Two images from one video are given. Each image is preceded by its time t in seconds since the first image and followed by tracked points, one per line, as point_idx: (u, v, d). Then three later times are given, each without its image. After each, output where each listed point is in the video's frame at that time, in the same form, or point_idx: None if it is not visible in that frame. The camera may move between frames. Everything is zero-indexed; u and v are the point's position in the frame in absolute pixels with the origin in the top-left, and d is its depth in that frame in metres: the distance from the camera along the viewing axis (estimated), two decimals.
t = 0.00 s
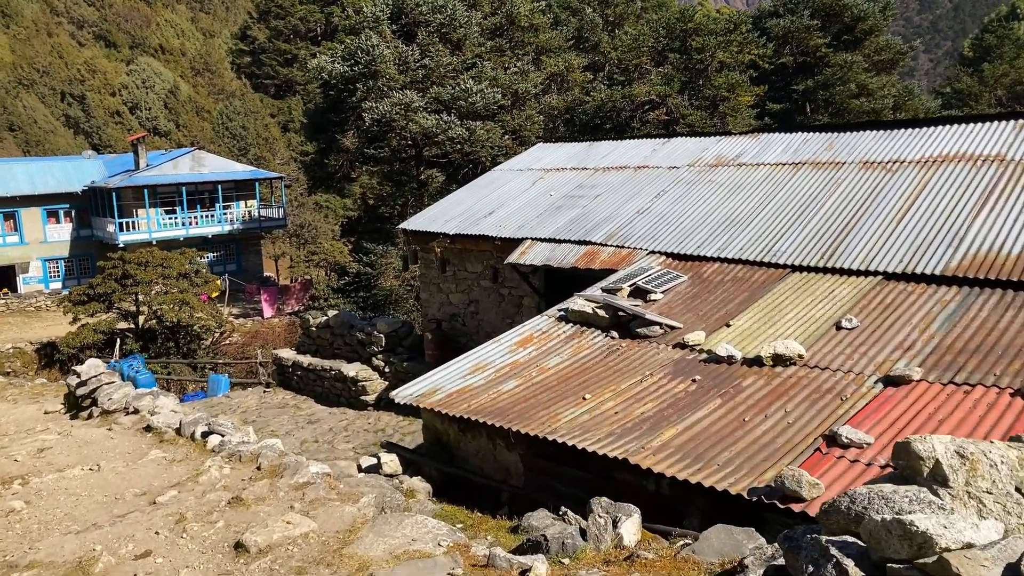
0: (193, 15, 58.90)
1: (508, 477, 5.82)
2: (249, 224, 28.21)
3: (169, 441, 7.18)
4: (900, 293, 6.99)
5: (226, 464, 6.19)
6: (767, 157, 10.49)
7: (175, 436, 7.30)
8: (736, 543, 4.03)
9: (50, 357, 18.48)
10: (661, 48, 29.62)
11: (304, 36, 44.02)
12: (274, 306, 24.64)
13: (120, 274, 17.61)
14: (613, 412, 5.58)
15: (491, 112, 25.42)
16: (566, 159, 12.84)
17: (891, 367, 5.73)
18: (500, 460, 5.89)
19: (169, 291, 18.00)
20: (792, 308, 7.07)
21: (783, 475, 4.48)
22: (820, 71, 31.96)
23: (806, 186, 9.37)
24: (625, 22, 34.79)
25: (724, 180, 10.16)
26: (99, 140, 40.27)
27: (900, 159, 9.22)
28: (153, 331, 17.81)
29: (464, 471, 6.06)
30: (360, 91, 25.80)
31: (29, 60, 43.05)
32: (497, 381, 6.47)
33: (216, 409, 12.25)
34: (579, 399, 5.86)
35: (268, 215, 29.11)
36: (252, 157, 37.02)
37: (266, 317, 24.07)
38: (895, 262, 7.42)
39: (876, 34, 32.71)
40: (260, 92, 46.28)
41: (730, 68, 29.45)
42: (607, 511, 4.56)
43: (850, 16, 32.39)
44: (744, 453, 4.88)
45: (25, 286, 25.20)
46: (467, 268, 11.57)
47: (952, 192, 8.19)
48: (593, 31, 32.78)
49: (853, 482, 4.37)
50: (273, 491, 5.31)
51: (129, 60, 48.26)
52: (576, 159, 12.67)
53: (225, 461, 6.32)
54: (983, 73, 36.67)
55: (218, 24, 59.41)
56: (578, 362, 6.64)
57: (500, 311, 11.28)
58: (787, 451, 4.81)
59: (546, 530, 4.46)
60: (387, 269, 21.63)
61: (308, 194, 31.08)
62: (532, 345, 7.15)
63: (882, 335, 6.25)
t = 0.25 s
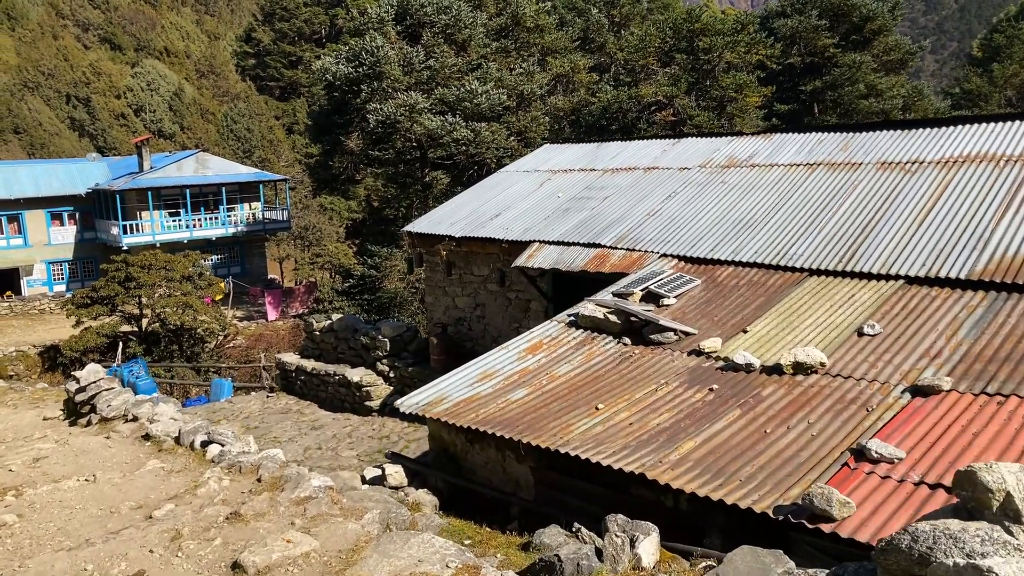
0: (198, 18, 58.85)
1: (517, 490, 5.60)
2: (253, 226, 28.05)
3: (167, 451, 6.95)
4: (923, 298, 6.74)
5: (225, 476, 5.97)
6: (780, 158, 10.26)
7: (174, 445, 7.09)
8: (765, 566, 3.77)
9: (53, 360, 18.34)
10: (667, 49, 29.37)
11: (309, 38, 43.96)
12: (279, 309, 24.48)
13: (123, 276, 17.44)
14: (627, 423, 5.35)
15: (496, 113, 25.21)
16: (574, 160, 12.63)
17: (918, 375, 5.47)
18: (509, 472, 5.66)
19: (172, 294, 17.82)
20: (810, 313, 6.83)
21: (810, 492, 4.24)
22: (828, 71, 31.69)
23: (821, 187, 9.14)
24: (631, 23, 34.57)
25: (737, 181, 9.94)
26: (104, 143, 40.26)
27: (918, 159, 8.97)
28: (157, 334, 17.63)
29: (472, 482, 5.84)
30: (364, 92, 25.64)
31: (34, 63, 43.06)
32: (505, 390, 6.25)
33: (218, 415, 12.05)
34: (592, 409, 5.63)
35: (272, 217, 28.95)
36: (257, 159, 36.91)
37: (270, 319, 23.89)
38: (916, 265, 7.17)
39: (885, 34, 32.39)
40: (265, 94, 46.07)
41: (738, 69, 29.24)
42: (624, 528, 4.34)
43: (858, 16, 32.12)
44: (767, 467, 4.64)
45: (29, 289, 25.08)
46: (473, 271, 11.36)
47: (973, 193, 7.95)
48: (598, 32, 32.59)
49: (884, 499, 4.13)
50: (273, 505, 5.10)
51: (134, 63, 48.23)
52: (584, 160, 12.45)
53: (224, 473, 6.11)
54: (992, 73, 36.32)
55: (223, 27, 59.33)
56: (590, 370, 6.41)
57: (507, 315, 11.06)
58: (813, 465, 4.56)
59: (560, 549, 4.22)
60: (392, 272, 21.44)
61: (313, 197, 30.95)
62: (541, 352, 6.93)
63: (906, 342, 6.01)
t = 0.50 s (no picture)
0: (204, 17, 58.80)
1: (532, 500, 5.40)
2: (258, 225, 27.89)
3: (169, 456, 6.75)
4: (950, 301, 6.52)
5: (229, 483, 5.77)
6: (797, 158, 10.04)
7: (177, 450, 6.88)
8: None
9: (56, 359, 18.19)
10: (676, 48, 29.10)
11: (315, 37, 43.81)
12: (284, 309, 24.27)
13: (127, 276, 17.29)
14: (648, 432, 5.14)
15: (504, 113, 24.99)
16: (585, 159, 12.44)
17: (952, 384, 5.24)
18: (523, 481, 5.46)
19: (176, 294, 17.65)
20: (833, 318, 6.61)
21: (845, 509, 4.01)
22: (839, 71, 31.41)
23: (840, 188, 8.94)
24: (639, 22, 34.31)
25: (753, 182, 9.75)
26: (110, 142, 40.17)
27: (941, 158, 8.74)
28: (161, 334, 17.46)
29: (484, 492, 5.64)
30: (370, 90, 25.45)
31: (40, 61, 43.01)
32: (519, 395, 6.06)
33: (223, 417, 11.84)
34: (609, 416, 5.44)
35: (278, 216, 28.79)
36: (262, 158, 36.76)
37: (275, 319, 23.70)
38: (941, 268, 6.96)
39: (896, 33, 32.09)
40: (271, 93, 45.91)
41: (747, 68, 29.02)
42: (647, 544, 4.13)
43: (869, 15, 31.83)
44: (797, 480, 4.41)
45: (34, 287, 24.98)
46: (482, 272, 11.17)
47: (998, 194, 7.72)
48: (606, 31, 32.39)
49: (925, 517, 3.91)
50: (279, 516, 4.90)
51: (139, 62, 48.17)
52: (595, 159, 12.26)
53: (228, 480, 5.90)
54: (1004, 73, 35.97)
55: (229, 26, 59.24)
56: (606, 375, 6.21)
57: (516, 317, 10.84)
58: (846, 478, 4.34)
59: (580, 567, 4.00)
60: (398, 272, 21.26)
61: (318, 196, 30.77)
62: (555, 356, 6.73)
63: (936, 348, 5.77)
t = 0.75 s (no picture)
0: (210, 19, 58.81)
1: (548, 516, 5.22)
2: (264, 228, 27.78)
3: (174, 466, 6.59)
4: (977, 308, 6.33)
5: (235, 497, 5.62)
6: (813, 160, 9.85)
7: (181, 460, 6.70)
8: None
9: (62, 362, 18.08)
10: (683, 49, 28.88)
11: (320, 39, 43.75)
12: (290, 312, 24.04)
13: (132, 279, 17.17)
14: (669, 447, 4.97)
15: (510, 115, 24.83)
16: (596, 162, 12.28)
17: (986, 397, 5.03)
18: (539, 496, 5.28)
19: (182, 297, 17.48)
20: (857, 326, 6.41)
21: (881, 531, 3.82)
22: (848, 72, 31.19)
23: (859, 191, 8.75)
24: (645, 23, 34.12)
25: (768, 185, 9.56)
26: (116, 144, 40.16)
27: (963, 160, 8.54)
28: (166, 338, 17.29)
29: (499, 507, 5.46)
30: (376, 93, 25.32)
31: (47, 64, 43.03)
32: (534, 406, 5.89)
33: (228, 423, 11.67)
34: (629, 429, 5.26)
35: (283, 219, 28.68)
36: (268, 160, 36.69)
37: (281, 322, 23.51)
38: (967, 273, 6.77)
39: (905, 34, 31.84)
40: (276, 96, 45.84)
41: (755, 70, 28.81)
42: (673, 567, 3.95)
43: (878, 16, 31.59)
44: (827, 498, 4.23)
45: (40, 290, 24.91)
46: (491, 276, 11.00)
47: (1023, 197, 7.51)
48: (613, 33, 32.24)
49: (968, 540, 3.72)
50: (287, 534, 4.75)
51: (145, 64, 48.19)
52: (606, 162, 12.10)
53: (234, 494, 5.73)
54: (1014, 74, 35.69)
55: (234, 28, 59.21)
56: (622, 385, 6.02)
57: (526, 322, 10.65)
58: (880, 497, 4.15)
59: None
60: (404, 275, 21.15)
61: (324, 199, 30.66)
62: (570, 364, 6.55)
63: (966, 358, 5.57)
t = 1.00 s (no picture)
0: (213, 17, 58.59)
1: (563, 523, 4.99)
2: (267, 226, 27.57)
3: (173, 469, 6.36)
4: (1008, 307, 6.09)
5: (235, 503, 5.39)
6: (830, 155, 9.59)
7: (180, 463, 6.46)
8: None
9: (63, 361, 17.91)
10: (690, 45, 28.58)
11: (323, 37, 43.54)
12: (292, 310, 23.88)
13: (134, 277, 16.96)
14: (691, 451, 4.76)
15: (515, 112, 24.57)
16: (605, 158, 12.06)
17: None
18: (553, 503, 5.06)
19: (184, 295, 17.28)
20: (882, 325, 6.17)
21: (927, 544, 3.59)
22: (856, 69, 30.90)
23: (878, 186, 8.50)
24: (651, 20, 33.82)
25: (784, 180, 9.31)
26: (118, 142, 40.03)
27: (985, 154, 8.28)
28: (168, 336, 17.09)
29: (511, 514, 5.25)
30: (380, 89, 25.07)
31: (49, 61, 42.88)
32: (547, 409, 5.65)
33: (230, 423, 11.45)
34: (649, 433, 5.04)
35: (286, 216, 28.46)
36: (271, 158, 36.50)
37: (284, 321, 23.33)
38: (996, 271, 6.52)
39: (914, 30, 31.53)
40: (279, 94, 45.62)
41: (762, 66, 28.51)
42: None
43: (886, 12, 31.29)
44: (864, 506, 3.99)
45: (41, 288, 24.74)
46: (498, 274, 10.78)
47: None
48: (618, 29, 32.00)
49: (1018, 553, 3.49)
50: (289, 544, 4.53)
51: (148, 62, 48.00)
52: (616, 159, 11.87)
53: (234, 499, 5.51)
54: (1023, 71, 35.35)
55: (237, 26, 58.97)
56: (639, 386, 5.79)
57: (534, 321, 10.42)
58: (918, 507, 3.92)
59: None
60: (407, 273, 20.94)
61: (327, 197, 30.46)
62: (583, 364, 6.31)
63: (1000, 358, 5.32)
